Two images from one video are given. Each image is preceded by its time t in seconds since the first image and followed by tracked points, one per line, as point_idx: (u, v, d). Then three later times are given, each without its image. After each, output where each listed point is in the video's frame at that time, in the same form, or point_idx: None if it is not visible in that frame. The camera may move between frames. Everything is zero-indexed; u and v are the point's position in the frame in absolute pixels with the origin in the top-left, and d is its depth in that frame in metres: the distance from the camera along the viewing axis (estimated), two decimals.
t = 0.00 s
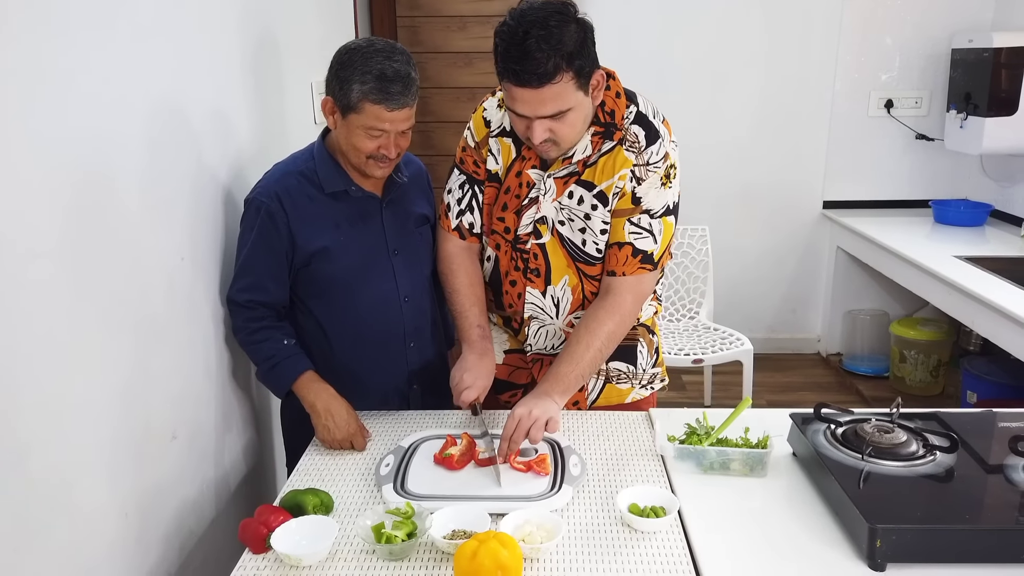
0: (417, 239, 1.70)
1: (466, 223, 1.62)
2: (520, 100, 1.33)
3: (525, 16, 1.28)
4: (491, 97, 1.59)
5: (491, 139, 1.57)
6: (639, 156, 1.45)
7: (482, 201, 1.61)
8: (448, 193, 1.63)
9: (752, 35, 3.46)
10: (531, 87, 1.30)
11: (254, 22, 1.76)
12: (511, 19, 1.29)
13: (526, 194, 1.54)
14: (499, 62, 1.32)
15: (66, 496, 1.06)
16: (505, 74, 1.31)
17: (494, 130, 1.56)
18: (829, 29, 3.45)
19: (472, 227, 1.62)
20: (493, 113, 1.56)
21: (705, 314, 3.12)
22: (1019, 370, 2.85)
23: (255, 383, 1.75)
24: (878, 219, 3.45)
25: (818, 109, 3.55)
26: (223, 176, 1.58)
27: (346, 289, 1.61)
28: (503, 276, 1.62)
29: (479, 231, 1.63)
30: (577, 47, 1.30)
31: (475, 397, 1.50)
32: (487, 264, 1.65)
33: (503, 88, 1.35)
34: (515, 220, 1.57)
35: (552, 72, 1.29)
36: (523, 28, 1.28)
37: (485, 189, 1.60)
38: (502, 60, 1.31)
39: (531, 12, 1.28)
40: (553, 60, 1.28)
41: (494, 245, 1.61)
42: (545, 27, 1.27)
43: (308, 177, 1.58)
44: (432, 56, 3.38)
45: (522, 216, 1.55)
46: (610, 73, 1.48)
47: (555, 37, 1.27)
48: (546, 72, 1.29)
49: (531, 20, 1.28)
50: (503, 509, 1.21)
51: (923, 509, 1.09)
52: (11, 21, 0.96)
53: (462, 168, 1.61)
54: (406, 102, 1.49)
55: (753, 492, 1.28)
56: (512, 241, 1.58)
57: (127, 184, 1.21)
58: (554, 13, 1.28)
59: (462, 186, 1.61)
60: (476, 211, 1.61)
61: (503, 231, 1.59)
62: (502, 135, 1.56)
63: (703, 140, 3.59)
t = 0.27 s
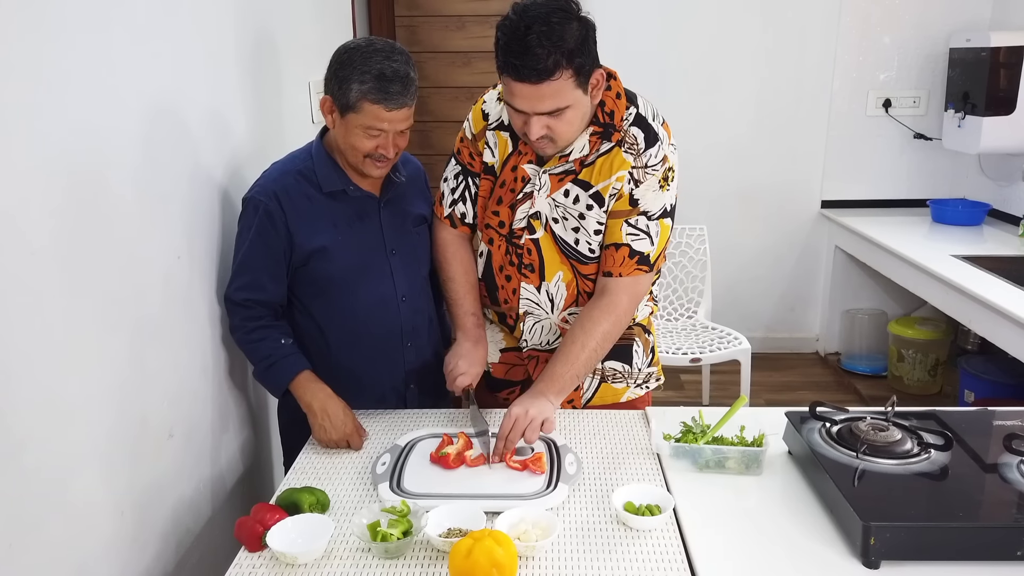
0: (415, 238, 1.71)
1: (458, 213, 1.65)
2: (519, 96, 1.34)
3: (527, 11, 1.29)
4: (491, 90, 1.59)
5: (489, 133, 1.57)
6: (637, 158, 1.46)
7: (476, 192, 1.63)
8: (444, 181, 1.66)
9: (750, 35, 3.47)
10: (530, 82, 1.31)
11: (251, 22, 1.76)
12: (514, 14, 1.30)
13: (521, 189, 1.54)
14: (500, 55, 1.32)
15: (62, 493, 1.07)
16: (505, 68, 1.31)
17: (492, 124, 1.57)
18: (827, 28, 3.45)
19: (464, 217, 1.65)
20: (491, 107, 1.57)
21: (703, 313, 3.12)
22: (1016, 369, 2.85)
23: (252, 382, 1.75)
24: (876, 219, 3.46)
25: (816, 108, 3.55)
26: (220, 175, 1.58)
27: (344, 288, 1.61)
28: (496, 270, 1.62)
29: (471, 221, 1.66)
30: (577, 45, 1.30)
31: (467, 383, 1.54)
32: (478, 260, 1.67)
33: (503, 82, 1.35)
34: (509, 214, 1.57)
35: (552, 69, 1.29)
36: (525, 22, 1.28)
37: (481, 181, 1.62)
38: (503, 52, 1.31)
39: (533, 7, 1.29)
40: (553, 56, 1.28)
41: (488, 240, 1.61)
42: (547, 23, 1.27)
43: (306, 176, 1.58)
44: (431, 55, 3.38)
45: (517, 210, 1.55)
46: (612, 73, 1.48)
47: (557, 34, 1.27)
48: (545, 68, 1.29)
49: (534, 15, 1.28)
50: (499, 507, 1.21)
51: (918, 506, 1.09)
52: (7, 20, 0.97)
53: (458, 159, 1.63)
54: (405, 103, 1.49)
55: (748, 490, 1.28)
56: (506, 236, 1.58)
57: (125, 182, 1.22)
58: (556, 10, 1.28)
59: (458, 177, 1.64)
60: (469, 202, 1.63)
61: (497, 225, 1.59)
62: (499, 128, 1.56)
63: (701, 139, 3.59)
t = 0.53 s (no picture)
0: (415, 238, 1.71)
1: (466, 219, 1.62)
2: (516, 94, 1.34)
3: (524, 10, 1.30)
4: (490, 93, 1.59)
5: (491, 135, 1.57)
6: (635, 155, 1.46)
7: (484, 196, 1.61)
8: (450, 188, 1.63)
9: (750, 35, 3.47)
10: (527, 80, 1.31)
11: (252, 23, 1.77)
12: (512, 14, 1.31)
13: (523, 191, 1.55)
14: (497, 53, 1.33)
15: (65, 492, 1.07)
16: (502, 66, 1.32)
17: (495, 128, 1.56)
18: (826, 29, 3.46)
19: (473, 222, 1.63)
20: (494, 110, 1.56)
21: (703, 313, 3.12)
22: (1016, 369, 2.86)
23: (253, 382, 1.76)
24: (876, 218, 3.46)
25: (816, 108, 3.55)
26: (221, 175, 1.58)
27: (344, 288, 1.62)
28: (500, 272, 1.63)
29: (480, 226, 1.64)
30: (574, 43, 1.30)
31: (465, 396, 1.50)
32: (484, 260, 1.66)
33: (500, 81, 1.35)
34: (512, 216, 1.58)
35: (548, 67, 1.30)
36: (522, 21, 1.29)
37: (486, 185, 1.61)
38: (500, 51, 1.32)
39: (531, 6, 1.30)
40: (550, 54, 1.29)
41: (492, 241, 1.62)
42: (544, 22, 1.28)
43: (307, 176, 1.59)
44: (431, 55, 3.39)
45: (519, 212, 1.56)
46: (608, 72, 1.49)
47: (554, 32, 1.28)
48: (542, 66, 1.29)
49: (531, 14, 1.29)
50: (499, 506, 1.22)
51: (915, 505, 1.09)
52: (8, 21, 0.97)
53: (463, 164, 1.62)
54: (406, 103, 1.49)
55: (747, 489, 1.28)
56: (509, 238, 1.60)
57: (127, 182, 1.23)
58: (555, 9, 1.30)
59: (465, 182, 1.61)
60: (478, 207, 1.61)
61: (501, 227, 1.60)
62: (502, 132, 1.56)
63: (701, 139, 3.60)
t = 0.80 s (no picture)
0: (421, 238, 1.72)
1: (467, 220, 1.65)
2: (521, 94, 1.34)
3: (529, 11, 1.30)
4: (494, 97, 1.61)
5: (493, 139, 1.58)
6: (639, 155, 1.46)
7: (486, 199, 1.63)
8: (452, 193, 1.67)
9: (752, 35, 3.47)
10: (531, 80, 1.31)
11: (258, 23, 1.77)
12: (516, 14, 1.31)
13: (528, 193, 1.55)
14: (502, 54, 1.33)
15: (75, 491, 1.07)
16: (507, 67, 1.32)
17: (496, 130, 1.58)
18: (829, 29, 3.46)
19: (473, 224, 1.65)
20: (494, 114, 1.58)
21: (706, 313, 3.12)
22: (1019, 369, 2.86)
23: (259, 381, 1.76)
24: (878, 218, 3.46)
25: (818, 108, 3.56)
26: (227, 175, 1.58)
27: (351, 288, 1.62)
28: (506, 273, 1.63)
29: (481, 228, 1.66)
30: (579, 44, 1.31)
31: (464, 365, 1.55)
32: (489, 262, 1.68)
33: (505, 82, 1.35)
34: (518, 218, 1.58)
35: (553, 67, 1.30)
36: (527, 22, 1.29)
37: (488, 188, 1.62)
38: (505, 52, 1.32)
39: (536, 7, 1.30)
40: (554, 54, 1.29)
41: (496, 244, 1.63)
42: (549, 22, 1.29)
43: (312, 176, 1.59)
44: (433, 55, 3.39)
45: (524, 214, 1.56)
46: (612, 72, 1.49)
47: (558, 33, 1.28)
48: (546, 66, 1.29)
49: (535, 15, 1.29)
50: (508, 505, 1.22)
51: (923, 504, 1.10)
52: (18, 22, 0.97)
53: (465, 168, 1.63)
54: (410, 103, 1.50)
55: (754, 488, 1.29)
56: (514, 240, 1.60)
57: (135, 181, 1.23)
58: (558, 10, 1.30)
59: (467, 185, 1.64)
60: (479, 209, 1.64)
61: (505, 229, 1.60)
62: (504, 135, 1.57)
63: (704, 139, 3.60)
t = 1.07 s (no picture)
0: (429, 238, 1.73)
1: (473, 216, 1.72)
2: (526, 96, 1.34)
3: (533, 14, 1.29)
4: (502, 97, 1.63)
5: (500, 140, 1.60)
6: (644, 158, 1.45)
7: (491, 197, 1.67)
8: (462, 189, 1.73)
9: (757, 35, 3.47)
10: (535, 83, 1.31)
11: (267, 23, 1.77)
12: (520, 17, 1.31)
13: (535, 194, 1.55)
14: (506, 57, 1.33)
15: (90, 491, 1.08)
16: (512, 70, 1.32)
17: (502, 131, 1.60)
18: (833, 29, 3.46)
19: (480, 219, 1.72)
20: (501, 115, 1.60)
21: (711, 313, 3.13)
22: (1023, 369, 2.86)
23: (269, 382, 1.76)
24: (882, 219, 3.47)
25: (823, 108, 3.56)
26: (238, 175, 1.59)
27: (360, 288, 1.62)
28: (514, 274, 1.63)
29: (488, 223, 1.72)
30: (583, 45, 1.30)
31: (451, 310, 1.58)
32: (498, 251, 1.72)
33: (510, 84, 1.36)
34: (525, 219, 1.58)
35: (557, 69, 1.29)
36: (531, 24, 1.29)
37: (494, 188, 1.65)
38: (509, 54, 1.32)
39: (539, 10, 1.29)
40: (558, 56, 1.28)
41: (505, 244, 1.63)
42: (552, 24, 1.28)
43: (322, 176, 1.59)
44: (438, 54, 3.39)
45: (532, 215, 1.56)
46: (620, 75, 1.49)
47: (562, 35, 1.28)
48: (550, 68, 1.29)
49: (539, 17, 1.29)
50: (521, 505, 1.22)
51: (937, 505, 1.10)
52: (35, 22, 0.97)
53: (474, 167, 1.67)
54: (419, 102, 1.49)
55: (766, 489, 1.29)
56: (522, 240, 1.59)
57: (149, 181, 1.23)
58: (562, 12, 1.29)
59: (473, 185, 1.69)
60: (483, 207, 1.70)
61: (513, 230, 1.60)
62: (510, 135, 1.59)
63: (708, 139, 3.60)
